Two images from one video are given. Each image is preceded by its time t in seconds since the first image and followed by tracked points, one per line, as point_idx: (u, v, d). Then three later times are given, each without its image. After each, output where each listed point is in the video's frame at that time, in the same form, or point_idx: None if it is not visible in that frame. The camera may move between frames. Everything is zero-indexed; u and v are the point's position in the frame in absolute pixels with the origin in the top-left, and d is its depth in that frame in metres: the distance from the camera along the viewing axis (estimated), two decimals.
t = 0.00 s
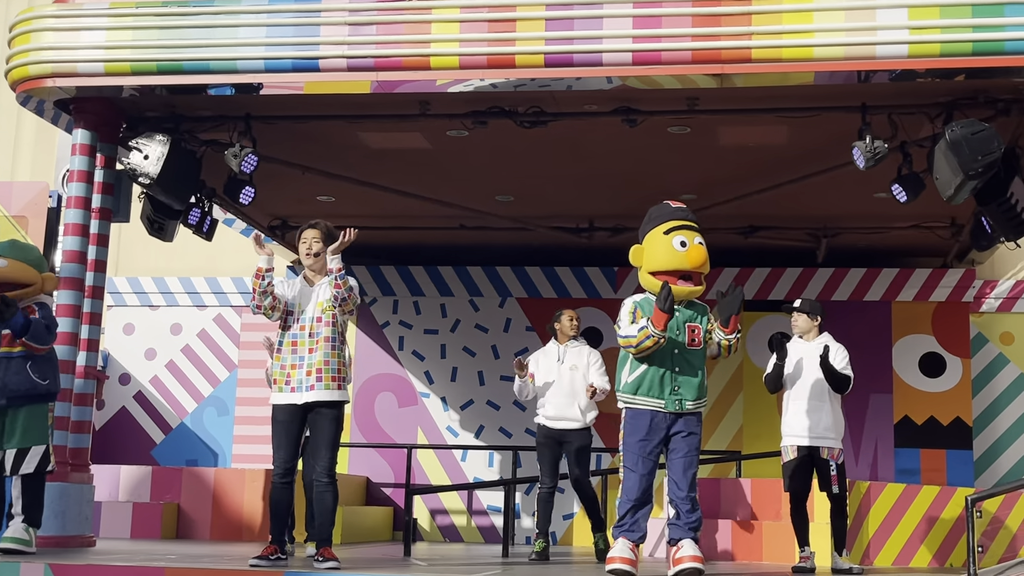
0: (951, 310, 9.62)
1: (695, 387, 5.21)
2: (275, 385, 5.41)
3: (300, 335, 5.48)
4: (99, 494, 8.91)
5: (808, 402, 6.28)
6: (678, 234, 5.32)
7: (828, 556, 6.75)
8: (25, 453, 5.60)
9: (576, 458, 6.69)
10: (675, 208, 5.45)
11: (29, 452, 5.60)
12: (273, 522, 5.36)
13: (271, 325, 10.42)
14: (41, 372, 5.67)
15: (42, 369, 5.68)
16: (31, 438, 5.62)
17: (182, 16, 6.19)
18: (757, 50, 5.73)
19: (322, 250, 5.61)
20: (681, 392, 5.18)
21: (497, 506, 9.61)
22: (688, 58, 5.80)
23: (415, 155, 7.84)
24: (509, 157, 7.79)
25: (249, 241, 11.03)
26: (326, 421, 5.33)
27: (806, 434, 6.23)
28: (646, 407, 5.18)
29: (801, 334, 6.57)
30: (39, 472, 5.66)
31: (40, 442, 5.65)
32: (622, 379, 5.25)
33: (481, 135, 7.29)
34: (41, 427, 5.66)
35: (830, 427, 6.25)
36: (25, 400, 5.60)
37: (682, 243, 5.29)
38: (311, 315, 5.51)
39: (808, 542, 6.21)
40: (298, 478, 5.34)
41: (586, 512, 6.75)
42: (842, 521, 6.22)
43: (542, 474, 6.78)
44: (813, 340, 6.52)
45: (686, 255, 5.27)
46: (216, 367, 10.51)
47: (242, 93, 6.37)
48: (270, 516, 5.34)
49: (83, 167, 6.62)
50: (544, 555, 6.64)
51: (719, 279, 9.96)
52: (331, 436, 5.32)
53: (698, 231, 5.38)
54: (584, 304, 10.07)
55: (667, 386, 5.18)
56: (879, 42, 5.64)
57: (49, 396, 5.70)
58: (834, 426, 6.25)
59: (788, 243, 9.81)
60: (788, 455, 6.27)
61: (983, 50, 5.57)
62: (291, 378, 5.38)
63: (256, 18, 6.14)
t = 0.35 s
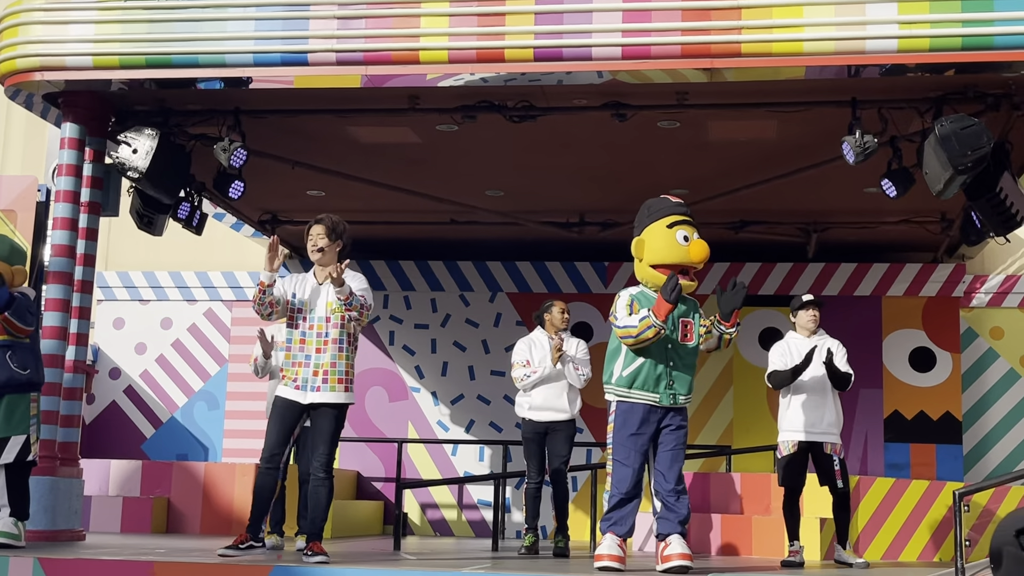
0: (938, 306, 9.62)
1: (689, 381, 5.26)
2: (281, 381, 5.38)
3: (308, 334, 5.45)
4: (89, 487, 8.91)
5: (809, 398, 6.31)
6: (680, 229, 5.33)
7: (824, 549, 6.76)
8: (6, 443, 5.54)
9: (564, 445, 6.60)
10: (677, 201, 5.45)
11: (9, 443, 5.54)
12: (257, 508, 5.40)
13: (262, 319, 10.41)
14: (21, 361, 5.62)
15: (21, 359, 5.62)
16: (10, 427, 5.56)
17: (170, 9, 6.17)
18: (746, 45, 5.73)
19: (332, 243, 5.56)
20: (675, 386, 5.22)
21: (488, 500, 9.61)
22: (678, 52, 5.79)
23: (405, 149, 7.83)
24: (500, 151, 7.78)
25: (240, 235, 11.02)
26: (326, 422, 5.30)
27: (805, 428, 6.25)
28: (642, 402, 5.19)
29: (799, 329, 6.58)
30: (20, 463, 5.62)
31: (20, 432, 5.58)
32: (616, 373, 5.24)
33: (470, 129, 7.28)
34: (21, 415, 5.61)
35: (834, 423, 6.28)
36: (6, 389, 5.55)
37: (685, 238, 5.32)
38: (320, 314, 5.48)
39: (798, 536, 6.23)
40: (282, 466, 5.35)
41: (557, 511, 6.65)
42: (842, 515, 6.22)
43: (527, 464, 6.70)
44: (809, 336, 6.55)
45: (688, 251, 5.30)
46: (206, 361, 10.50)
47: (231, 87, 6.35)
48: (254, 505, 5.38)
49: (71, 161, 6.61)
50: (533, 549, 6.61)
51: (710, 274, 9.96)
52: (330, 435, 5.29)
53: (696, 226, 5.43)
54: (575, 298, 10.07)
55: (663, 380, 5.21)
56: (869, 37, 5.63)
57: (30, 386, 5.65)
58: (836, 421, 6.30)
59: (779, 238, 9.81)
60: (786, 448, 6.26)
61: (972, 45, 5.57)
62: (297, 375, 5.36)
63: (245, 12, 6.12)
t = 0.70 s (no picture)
0: (942, 296, 9.63)
1: (688, 370, 5.27)
2: (286, 369, 5.39)
3: (313, 321, 5.46)
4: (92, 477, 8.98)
5: (831, 393, 6.29)
6: (676, 231, 5.36)
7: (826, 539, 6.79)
8: (10, 431, 5.57)
9: (569, 435, 6.63)
10: (685, 201, 5.44)
11: (12, 430, 5.57)
12: (280, 504, 5.35)
13: (265, 310, 10.44)
14: (23, 353, 5.67)
15: (23, 350, 5.67)
16: (13, 416, 5.60)
17: None
18: (748, 34, 5.73)
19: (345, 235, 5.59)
20: (675, 376, 5.24)
21: (489, 489, 9.65)
22: (679, 41, 5.80)
23: (407, 139, 7.85)
24: (502, 141, 7.79)
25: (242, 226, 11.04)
26: (331, 409, 5.33)
27: (834, 420, 6.25)
28: (640, 392, 5.23)
29: (821, 321, 6.58)
30: (23, 451, 5.66)
31: (23, 421, 5.63)
32: (615, 365, 5.31)
33: (473, 119, 7.30)
34: (23, 405, 5.65)
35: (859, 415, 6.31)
36: (7, 380, 5.59)
37: (678, 242, 5.34)
38: (326, 302, 5.49)
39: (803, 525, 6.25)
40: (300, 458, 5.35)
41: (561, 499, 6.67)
42: (851, 505, 6.28)
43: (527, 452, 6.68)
44: (832, 329, 6.54)
45: (679, 256, 5.33)
46: (209, 351, 10.53)
47: (234, 76, 6.37)
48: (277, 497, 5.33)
49: (76, 150, 6.61)
50: (531, 536, 6.63)
51: (711, 264, 9.96)
52: (334, 422, 5.32)
53: (698, 229, 5.41)
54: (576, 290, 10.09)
55: (661, 371, 5.24)
56: (870, 25, 5.64)
57: (30, 377, 5.70)
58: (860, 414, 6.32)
59: (780, 229, 9.82)
60: (809, 440, 6.25)
61: (973, 34, 5.58)
62: (302, 362, 5.37)
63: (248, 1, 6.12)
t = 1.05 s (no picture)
0: (952, 284, 9.61)
1: (677, 356, 5.21)
2: (292, 357, 5.36)
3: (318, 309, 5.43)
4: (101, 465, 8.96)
5: (853, 381, 6.21)
6: (647, 213, 5.40)
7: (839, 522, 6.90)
8: (7, 426, 5.57)
9: (574, 424, 6.64)
10: (659, 182, 5.51)
11: (10, 425, 5.58)
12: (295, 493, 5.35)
13: (273, 298, 10.44)
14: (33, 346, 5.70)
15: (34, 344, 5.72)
16: (15, 410, 5.60)
17: None
18: (758, 21, 5.69)
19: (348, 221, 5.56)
20: (663, 363, 5.22)
21: (498, 478, 9.65)
22: (689, 29, 5.76)
23: (416, 127, 7.83)
24: (510, 129, 7.76)
25: (251, 215, 11.04)
26: (336, 398, 5.32)
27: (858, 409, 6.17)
28: (634, 378, 5.28)
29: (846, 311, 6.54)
30: (20, 445, 5.65)
31: (23, 415, 5.63)
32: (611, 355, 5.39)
33: (481, 107, 7.27)
34: (25, 399, 5.65)
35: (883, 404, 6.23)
36: (13, 370, 5.62)
37: (648, 223, 5.37)
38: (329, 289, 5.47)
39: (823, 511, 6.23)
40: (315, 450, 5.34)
41: (569, 488, 6.68)
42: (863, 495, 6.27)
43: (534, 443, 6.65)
44: (859, 319, 6.49)
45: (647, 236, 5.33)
46: (218, 340, 10.53)
47: (241, 64, 6.35)
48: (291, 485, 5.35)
49: (83, 138, 6.60)
50: (529, 525, 6.61)
51: (720, 254, 9.94)
52: (339, 411, 5.32)
53: (672, 209, 5.39)
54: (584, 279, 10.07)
55: (650, 359, 5.25)
56: (881, 13, 5.59)
57: (36, 371, 5.72)
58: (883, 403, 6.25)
59: (790, 217, 9.78)
60: (831, 429, 6.21)
61: (985, 21, 5.53)
62: (308, 351, 5.35)
63: None
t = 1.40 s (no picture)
0: (973, 271, 9.56)
1: (675, 342, 5.22)
2: (311, 348, 5.39)
3: (336, 299, 5.45)
4: (123, 452, 9.05)
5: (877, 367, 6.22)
6: (646, 196, 5.39)
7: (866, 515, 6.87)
8: (44, 410, 5.66)
9: (587, 412, 6.60)
10: (662, 167, 5.49)
11: (46, 409, 5.66)
12: (318, 485, 5.34)
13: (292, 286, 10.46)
14: (60, 332, 5.73)
15: (61, 329, 5.74)
16: (49, 396, 5.67)
17: None
18: (780, 7, 5.65)
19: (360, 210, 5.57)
20: (661, 350, 5.24)
21: (516, 465, 9.68)
22: (710, 15, 5.72)
23: (435, 115, 7.81)
24: (529, 116, 7.74)
25: (269, 202, 11.06)
26: (363, 384, 5.30)
27: (878, 395, 6.17)
28: (636, 366, 5.31)
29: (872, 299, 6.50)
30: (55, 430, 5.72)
31: (58, 401, 5.71)
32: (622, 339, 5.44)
33: (500, 94, 7.24)
34: (59, 384, 5.71)
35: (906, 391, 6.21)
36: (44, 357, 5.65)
37: (645, 205, 5.37)
38: (348, 279, 5.48)
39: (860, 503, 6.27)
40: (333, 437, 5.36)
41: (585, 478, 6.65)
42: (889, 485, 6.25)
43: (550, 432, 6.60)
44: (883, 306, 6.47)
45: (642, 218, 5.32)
46: (237, 328, 10.58)
47: (261, 52, 6.34)
48: (313, 476, 5.34)
49: (104, 127, 6.62)
50: (551, 515, 6.58)
51: (739, 241, 9.87)
52: (367, 394, 5.30)
53: (669, 192, 5.35)
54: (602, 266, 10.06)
55: (649, 344, 5.28)
56: None
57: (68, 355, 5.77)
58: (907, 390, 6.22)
59: (809, 204, 9.74)
60: (857, 418, 6.22)
61: (1011, 6, 5.47)
62: (329, 341, 5.37)
63: None
